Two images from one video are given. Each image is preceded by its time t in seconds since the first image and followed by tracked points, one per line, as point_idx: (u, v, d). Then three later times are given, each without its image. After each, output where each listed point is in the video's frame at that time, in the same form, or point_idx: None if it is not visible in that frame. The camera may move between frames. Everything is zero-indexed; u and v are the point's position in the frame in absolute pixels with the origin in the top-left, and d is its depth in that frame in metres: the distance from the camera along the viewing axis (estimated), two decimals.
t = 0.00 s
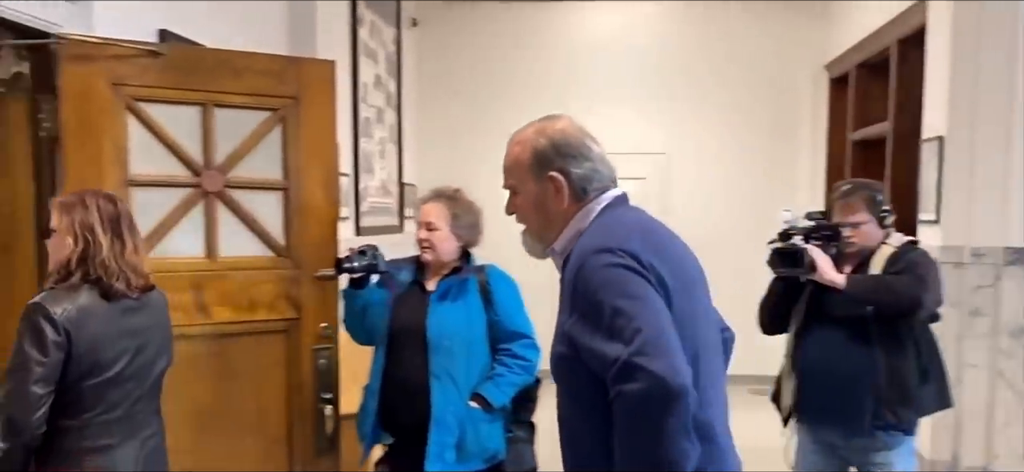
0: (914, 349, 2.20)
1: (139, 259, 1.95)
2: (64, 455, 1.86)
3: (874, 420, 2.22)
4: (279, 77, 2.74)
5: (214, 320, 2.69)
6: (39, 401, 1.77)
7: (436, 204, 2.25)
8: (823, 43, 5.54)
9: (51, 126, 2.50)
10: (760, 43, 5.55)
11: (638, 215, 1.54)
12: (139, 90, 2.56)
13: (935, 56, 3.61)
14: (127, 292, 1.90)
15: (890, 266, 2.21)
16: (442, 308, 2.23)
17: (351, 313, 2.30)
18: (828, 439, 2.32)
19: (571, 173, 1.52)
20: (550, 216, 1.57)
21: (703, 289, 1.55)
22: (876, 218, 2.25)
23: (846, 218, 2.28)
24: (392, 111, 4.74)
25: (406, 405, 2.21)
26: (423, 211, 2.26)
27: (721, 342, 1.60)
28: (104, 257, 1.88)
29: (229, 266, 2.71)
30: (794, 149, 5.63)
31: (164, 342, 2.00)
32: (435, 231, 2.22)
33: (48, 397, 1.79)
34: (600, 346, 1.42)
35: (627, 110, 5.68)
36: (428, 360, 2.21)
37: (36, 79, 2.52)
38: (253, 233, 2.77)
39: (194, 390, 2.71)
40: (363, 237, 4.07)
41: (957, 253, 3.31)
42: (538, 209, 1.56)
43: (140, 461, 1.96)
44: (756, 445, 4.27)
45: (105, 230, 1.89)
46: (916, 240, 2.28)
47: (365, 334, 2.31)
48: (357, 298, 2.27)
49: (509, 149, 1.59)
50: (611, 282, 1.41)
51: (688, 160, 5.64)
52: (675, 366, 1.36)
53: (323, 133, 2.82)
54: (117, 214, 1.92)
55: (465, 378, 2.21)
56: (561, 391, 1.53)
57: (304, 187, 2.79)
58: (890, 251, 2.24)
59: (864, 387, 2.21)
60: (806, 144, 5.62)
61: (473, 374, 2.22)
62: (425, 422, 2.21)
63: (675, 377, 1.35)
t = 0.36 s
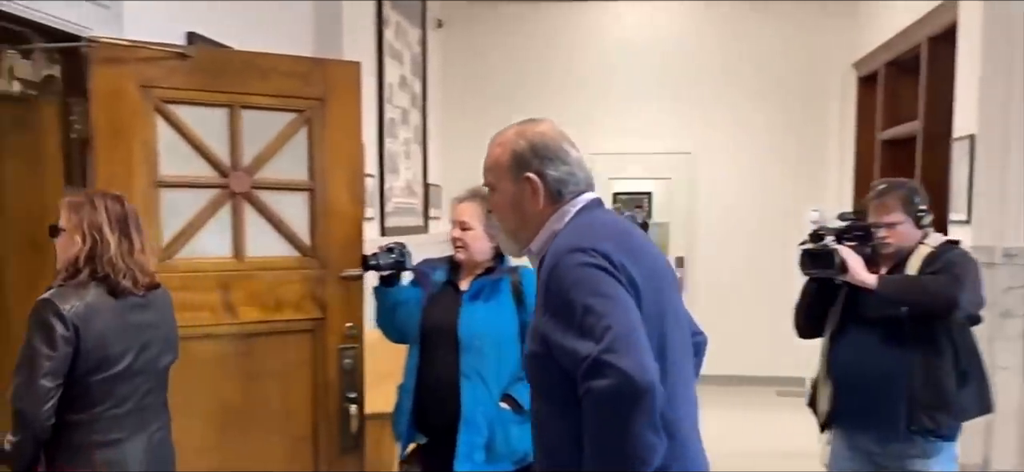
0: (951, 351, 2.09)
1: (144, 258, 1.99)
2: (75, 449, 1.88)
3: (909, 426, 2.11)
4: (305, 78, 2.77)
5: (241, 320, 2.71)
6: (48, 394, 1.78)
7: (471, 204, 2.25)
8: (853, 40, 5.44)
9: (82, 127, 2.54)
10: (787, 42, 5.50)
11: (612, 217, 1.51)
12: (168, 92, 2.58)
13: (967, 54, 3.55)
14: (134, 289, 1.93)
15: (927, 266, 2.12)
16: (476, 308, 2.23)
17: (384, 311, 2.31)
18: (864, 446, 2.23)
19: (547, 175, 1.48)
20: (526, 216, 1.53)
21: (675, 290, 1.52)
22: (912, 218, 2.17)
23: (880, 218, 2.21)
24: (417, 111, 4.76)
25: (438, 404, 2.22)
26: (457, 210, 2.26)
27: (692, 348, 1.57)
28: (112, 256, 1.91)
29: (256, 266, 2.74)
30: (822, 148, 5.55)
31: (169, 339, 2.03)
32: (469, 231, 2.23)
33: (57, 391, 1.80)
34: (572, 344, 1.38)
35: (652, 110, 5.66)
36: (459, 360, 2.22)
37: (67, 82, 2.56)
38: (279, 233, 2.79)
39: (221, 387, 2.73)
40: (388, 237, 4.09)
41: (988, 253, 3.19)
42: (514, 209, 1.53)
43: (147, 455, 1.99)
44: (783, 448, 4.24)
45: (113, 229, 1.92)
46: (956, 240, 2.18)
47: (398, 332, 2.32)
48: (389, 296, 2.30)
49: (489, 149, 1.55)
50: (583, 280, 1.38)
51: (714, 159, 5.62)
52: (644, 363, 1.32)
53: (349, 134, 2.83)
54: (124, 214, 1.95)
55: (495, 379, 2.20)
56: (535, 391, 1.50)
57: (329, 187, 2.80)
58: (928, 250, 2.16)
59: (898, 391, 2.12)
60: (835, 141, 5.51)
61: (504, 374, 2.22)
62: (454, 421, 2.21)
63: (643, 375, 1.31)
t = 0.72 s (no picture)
0: (990, 356, 2.02)
1: (150, 260, 2.01)
2: (85, 447, 1.89)
3: (946, 432, 2.06)
4: (330, 79, 2.79)
5: (267, 319, 2.73)
6: (58, 394, 1.79)
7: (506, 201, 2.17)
8: (880, 38, 5.37)
9: (111, 129, 2.57)
10: (814, 41, 5.44)
11: (597, 213, 1.50)
12: (195, 94, 2.60)
13: (998, 52, 3.49)
14: (140, 291, 1.96)
15: (964, 267, 2.06)
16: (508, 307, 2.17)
17: (414, 308, 2.37)
18: (902, 453, 2.17)
19: (530, 170, 1.47)
20: (509, 210, 1.51)
21: (653, 290, 1.51)
22: (950, 218, 2.11)
23: (915, 218, 2.16)
24: (441, 112, 4.77)
25: (473, 402, 2.21)
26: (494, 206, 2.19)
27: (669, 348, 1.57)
28: (119, 258, 1.93)
29: (281, 266, 2.76)
30: (850, 147, 5.47)
31: (174, 338, 2.06)
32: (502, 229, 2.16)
33: (67, 390, 1.81)
34: (546, 338, 1.37)
35: (676, 110, 5.63)
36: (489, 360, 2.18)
37: (98, 84, 2.58)
38: (304, 233, 2.80)
39: (250, 386, 2.75)
40: (412, 238, 4.11)
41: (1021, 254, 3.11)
42: (497, 203, 1.51)
43: (153, 453, 2.01)
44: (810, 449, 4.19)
45: (120, 231, 1.94)
46: (996, 241, 2.11)
47: (428, 329, 2.37)
48: (419, 294, 2.34)
49: (476, 143, 1.55)
50: (562, 275, 1.37)
51: (740, 160, 5.58)
52: (615, 362, 1.32)
53: (373, 135, 2.85)
54: (130, 218, 1.97)
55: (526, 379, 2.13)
56: (509, 381, 1.49)
57: (354, 188, 2.82)
58: (964, 251, 2.09)
59: (932, 397, 2.07)
60: (862, 141, 5.45)
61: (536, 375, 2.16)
62: (482, 421, 2.21)
63: (613, 373, 1.31)
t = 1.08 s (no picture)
0: (1016, 360, 2.01)
1: (156, 262, 2.02)
2: (89, 446, 1.89)
3: (972, 437, 2.03)
4: (346, 80, 2.79)
5: (284, 318, 2.74)
6: (65, 393, 1.80)
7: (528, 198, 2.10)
8: (900, 37, 5.31)
9: (129, 130, 2.58)
10: (832, 40, 5.40)
11: (586, 211, 1.49)
12: (213, 95, 2.62)
13: (1019, 50, 3.44)
14: (145, 293, 1.97)
15: (989, 269, 2.04)
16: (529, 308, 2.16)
17: (433, 306, 2.34)
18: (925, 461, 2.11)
19: (520, 166, 1.47)
20: (498, 206, 1.51)
21: (640, 290, 1.51)
22: (974, 220, 2.09)
23: (939, 220, 2.13)
24: (457, 113, 4.78)
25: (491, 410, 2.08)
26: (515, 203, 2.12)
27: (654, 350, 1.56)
28: (125, 259, 1.94)
29: (297, 266, 2.76)
30: (868, 146, 5.42)
31: (177, 340, 2.06)
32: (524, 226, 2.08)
33: (74, 390, 1.82)
34: (529, 335, 1.36)
35: (692, 110, 5.60)
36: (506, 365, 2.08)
37: (115, 84, 2.58)
38: (319, 233, 2.81)
39: (268, 384, 2.76)
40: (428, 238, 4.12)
41: None
42: (487, 199, 1.51)
43: (156, 453, 2.01)
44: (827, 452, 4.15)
45: (126, 233, 1.95)
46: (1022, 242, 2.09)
47: (448, 328, 2.35)
48: (438, 290, 2.32)
49: (467, 138, 1.54)
50: (549, 273, 1.36)
51: (758, 161, 5.54)
52: (596, 364, 1.31)
53: (388, 135, 2.85)
54: (136, 222, 1.98)
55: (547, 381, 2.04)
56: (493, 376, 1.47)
57: (370, 188, 2.83)
58: (990, 253, 2.07)
59: (959, 401, 2.04)
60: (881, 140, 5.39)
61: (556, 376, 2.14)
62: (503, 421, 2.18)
63: (593, 375, 1.30)
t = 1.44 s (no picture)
0: None
1: (163, 263, 2.04)
2: (96, 442, 1.89)
3: (1007, 443, 1.99)
4: (370, 81, 2.80)
5: (308, 317, 2.76)
6: (75, 389, 1.80)
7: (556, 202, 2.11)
8: (929, 35, 5.22)
9: (157, 131, 2.59)
10: (859, 39, 5.33)
11: (569, 207, 1.48)
12: (239, 96, 2.64)
13: None
14: (153, 292, 1.98)
15: None
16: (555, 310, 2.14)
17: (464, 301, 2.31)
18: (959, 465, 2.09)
19: (505, 163, 1.45)
20: (484, 202, 1.50)
21: (622, 283, 1.49)
22: (1012, 221, 2.03)
23: (976, 222, 2.07)
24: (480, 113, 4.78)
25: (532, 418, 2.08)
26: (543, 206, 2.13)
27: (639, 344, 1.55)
28: (133, 259, 1.96)
29: (321, 266, 2.78)
30: (896, 146, 5.34)
31: (181, 338, 2.07)
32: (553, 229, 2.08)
33: (84, 386, 1.82)
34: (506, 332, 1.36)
35: (716, 109, 5.56)
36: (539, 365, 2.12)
37: (143, 86, 2.60)
38: (343, 233, 2.82)
39: (292, 383, 2.77)
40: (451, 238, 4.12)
41: None
42: (472, 193, 1.49)
43: (160, 450, 2.02)
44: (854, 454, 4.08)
45: (133, 234, 1.97)
46: None
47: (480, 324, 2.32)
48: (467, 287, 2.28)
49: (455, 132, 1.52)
50: (526, 271, 1.35)
51: (784, 161, 5.49)
52: (568, 363, 1.31)
53: (411, 136, 2.86)
54: (142, 221, 2.00)
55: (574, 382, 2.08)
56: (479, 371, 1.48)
57: (393, 189, 2.84)
58: None
59: (994, 410, 2.00)
60: (909, 140, 5.31)
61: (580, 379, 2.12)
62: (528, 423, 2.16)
63: (564, 374, 1.30)
